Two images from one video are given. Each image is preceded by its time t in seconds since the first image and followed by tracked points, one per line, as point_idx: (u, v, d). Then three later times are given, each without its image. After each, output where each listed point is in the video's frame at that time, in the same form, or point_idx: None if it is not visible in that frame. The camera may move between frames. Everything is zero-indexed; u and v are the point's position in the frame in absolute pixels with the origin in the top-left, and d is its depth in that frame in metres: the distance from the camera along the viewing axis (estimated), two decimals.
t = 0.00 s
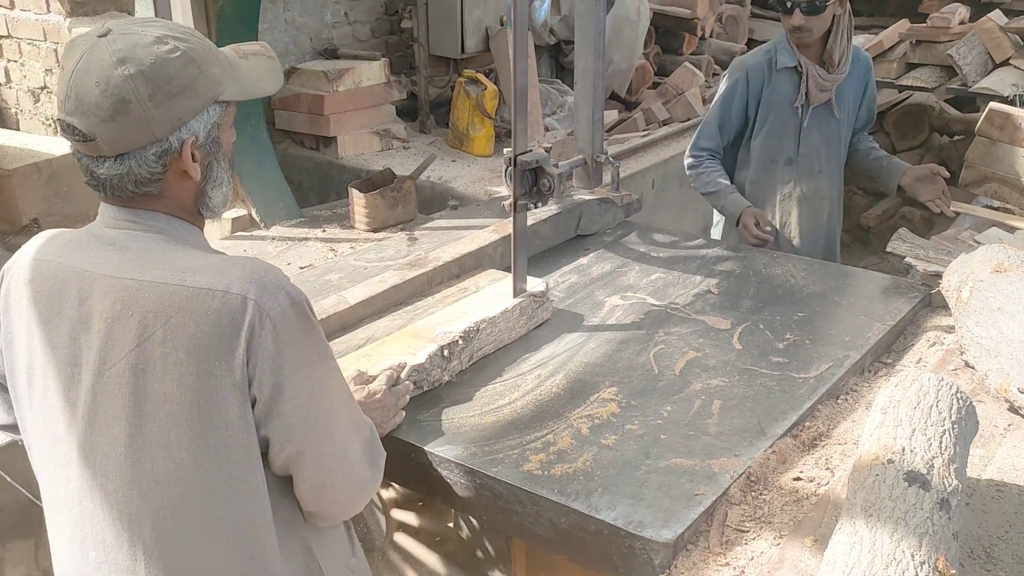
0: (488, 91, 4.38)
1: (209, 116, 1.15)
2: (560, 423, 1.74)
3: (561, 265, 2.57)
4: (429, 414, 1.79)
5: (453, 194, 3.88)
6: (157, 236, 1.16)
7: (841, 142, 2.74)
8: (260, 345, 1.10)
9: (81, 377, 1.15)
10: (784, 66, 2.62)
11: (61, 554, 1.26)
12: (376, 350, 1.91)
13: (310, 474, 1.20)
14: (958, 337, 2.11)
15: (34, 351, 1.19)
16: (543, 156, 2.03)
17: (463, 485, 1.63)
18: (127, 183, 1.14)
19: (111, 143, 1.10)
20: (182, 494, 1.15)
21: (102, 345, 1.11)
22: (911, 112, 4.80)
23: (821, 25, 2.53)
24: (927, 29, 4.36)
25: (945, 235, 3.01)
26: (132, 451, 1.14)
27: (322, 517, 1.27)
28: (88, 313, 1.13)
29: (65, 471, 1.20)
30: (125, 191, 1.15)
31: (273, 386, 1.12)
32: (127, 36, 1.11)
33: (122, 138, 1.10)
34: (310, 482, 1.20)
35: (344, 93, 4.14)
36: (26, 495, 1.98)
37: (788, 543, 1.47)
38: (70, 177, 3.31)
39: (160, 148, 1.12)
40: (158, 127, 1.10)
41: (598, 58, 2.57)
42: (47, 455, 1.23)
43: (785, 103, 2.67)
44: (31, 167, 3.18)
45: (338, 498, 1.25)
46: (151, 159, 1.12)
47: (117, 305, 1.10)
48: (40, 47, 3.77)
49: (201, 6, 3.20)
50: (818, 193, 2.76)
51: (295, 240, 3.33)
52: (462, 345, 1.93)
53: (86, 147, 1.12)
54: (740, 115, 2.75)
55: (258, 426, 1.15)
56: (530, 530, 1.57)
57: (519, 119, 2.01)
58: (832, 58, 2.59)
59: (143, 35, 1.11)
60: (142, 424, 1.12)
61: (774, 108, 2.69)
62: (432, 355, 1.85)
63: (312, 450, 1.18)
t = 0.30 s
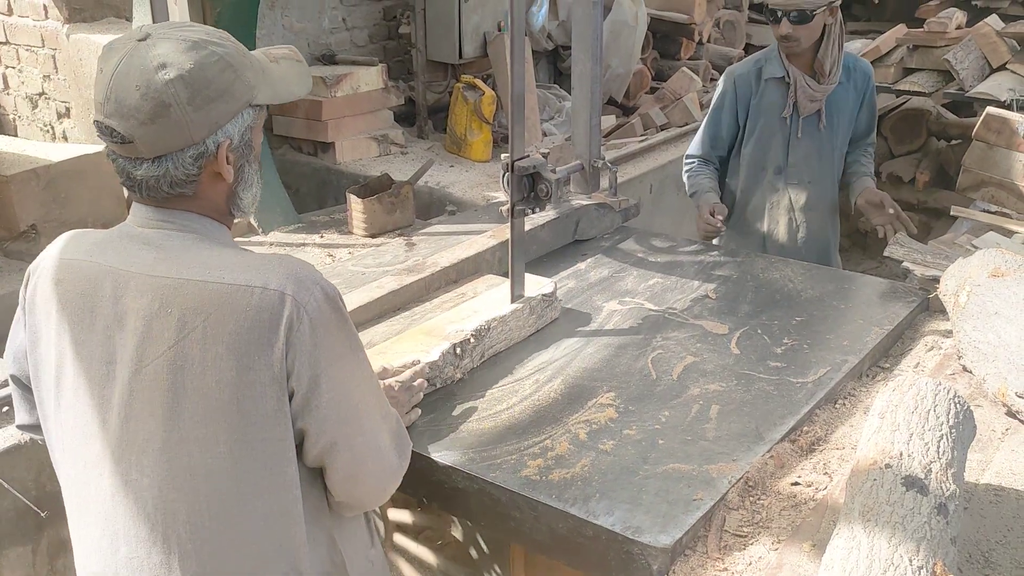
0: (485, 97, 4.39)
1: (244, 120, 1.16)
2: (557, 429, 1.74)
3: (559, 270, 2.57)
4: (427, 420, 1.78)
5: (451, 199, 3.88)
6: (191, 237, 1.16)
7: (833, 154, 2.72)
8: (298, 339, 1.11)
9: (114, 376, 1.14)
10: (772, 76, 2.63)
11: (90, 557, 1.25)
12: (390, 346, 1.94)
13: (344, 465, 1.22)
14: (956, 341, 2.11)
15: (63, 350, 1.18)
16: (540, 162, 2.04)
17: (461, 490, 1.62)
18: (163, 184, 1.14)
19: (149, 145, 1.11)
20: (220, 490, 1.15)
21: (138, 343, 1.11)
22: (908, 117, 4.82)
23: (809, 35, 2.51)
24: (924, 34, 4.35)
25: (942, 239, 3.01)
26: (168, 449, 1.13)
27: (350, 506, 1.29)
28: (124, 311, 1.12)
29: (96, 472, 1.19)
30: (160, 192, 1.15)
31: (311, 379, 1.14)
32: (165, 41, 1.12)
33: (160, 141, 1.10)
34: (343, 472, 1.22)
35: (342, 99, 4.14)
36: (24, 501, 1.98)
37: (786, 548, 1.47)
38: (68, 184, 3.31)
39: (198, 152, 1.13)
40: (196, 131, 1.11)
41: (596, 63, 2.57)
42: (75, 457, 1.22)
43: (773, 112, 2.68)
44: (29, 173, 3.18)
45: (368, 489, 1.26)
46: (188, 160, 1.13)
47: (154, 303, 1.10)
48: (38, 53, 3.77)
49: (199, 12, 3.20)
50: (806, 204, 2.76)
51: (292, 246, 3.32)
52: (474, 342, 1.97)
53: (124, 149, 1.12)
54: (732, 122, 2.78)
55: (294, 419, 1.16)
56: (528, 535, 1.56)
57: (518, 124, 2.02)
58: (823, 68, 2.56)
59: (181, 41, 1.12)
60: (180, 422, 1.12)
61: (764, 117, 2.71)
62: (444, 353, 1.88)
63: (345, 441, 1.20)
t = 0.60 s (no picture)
0: (483, 99, 4.38)
1: (281, 117, 1.16)
2: (556, 432, 1.74)
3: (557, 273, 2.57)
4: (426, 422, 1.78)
5: (450, 203, 3.88)
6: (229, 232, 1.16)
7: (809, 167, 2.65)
8: (339, 326, 1.12)
9: (156, 367, 1.14)
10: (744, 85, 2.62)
11: (128, 549, 1.25)
12: (405, 342, 1.98)
13: (376, 453, 1.22)
14: (954, 343, 2.11)
15: (99, 344, 1.17)
16: (538, 165, 2.03)
17: (460, 493, 1.62)
18: (203, 178, 1.14)
19: (192, 139, 1.10)
20: (265, 477, 1.16)
21: (180, 335, 1.11)
22: (906, 119, 4.81)
23: (784, 43, 2.45)
24: (921, 37, 4.34)
25: (940, 242, 3.02)
26: (211, 438, 1.14)
27: (382, 494, 1.29)
28: (163, 304, 1.12)
29: (136, 463, 1.19)
30: (199, 187, 1.15)
31: (350, 367, 1.15)
32: (208, 38, 1.12)
33: (202, 134, 1.10)
34: (378, 458, 1.23)
35: (341, 102, 4.15)
36: (22, 506, 1.99)
37: (784, 551, 1.47)
38: (66, 188, 3.31)
39: (239, 145, 1.13)
40: (237, 125, 1.11)
41: (592, 67, 2.58)
42: (112, 449, 1.22)
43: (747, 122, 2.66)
44: (27, 177, 3.18)
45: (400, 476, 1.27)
46: (229, 155, 1.12)
47: (197, 295, 1.10)
48: (36, 58, 3.78)
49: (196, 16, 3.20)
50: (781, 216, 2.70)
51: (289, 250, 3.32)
52: (486, 338, 2.01)
53: (165, 143, 1.12)
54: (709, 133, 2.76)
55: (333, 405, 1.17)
56: (526, 539, 1.56)
57: (515, 127, 2.02)
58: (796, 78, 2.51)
59: (224, 38, 1.13)
60: (225, 411, 1.13)
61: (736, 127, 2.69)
62: (454, 353, 1.92)
63: (379, 429, 1.20)
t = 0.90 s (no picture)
0: (481, 100, 4.38)
1: (317, 112, 1.21)
2: (554, 432, 1.74)
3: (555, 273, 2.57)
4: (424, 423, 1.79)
5: (448, 203, 3.88)
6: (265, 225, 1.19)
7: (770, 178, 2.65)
8: (381, 313, 1.16)
9: (198, 361, 1.15)
10: (707, 93, 2.67)
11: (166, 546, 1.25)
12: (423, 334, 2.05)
13: (411, 436, 1.27)
14: (951, 342, 2.11)
15: (136, 340, 1.18)
16: (536, 165, 2.04)
17: (460, 494, 1.62)
18: (242, 170, 1.17)
19: (233, 130, 1.14)
20: (311, 465, 1.19)
21: (225, 329, 1.13)
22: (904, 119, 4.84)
23: (745, 50, 2.49)
24: (918, 36, 4.34)
25: (938, 241, 3.02)
26: (258, 428, 1.16)
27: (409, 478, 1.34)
28: (207, 300, 1.14)
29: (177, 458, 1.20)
30: (238, 179, 1.18)
31: (390, 353, 1.18)
32: (248, 33, 1.17)
33: (244, 125, 1.14)
34: (412, 441, 1.27)
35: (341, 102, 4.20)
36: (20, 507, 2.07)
37: (784, 550, 1.47)
38: (64, 189, 3.31)
39: (277, 136, 1.17)
40: (278, 116, 1.15)
41: (590, 67, 2.58)
42: (149, 446, 1.23)
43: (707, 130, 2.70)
44: (24, 178, 3.17)
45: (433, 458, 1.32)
46: (268, 146, 1.16)
47: (243, 289, 1.12)
48: (34, 59, 3.77)
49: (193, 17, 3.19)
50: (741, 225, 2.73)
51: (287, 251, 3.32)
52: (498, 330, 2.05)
53: (205, 135, 1.15)
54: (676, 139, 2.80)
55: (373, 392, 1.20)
56: (525, 539, 1.56)
57: (513, 128, 2.02)
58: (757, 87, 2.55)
59: (264, 33, 1.17)
60: (271, 402, 1.15)
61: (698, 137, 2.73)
62: (472, 340, 1.97)
63: (414, 413, 1.25)
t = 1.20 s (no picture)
0: (481, 99, 4.38)
1: (333, 105, 1.24)
2: (553, 432, 1.74)
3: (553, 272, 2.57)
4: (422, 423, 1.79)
5: (447, 202, 3.88)
6: (286, 218, 1.22)
7: (750, 184, 2.70)
8: (409, 302, 1.19)
9: (228, 356, 1.19)
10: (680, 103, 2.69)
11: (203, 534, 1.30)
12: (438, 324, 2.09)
13: (434, 421, 1.32)
14: (950, 341, 2.11)
15: (164, 337, 1.21)
16: (535, 165, 2.04)
17: (458, 493, 1.62)
18: (263, 163, 1.20)
19: (255, 121, 1.17)
20: (342, 453, 1.23)
21: (257, 321, 1.16)
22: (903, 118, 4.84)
23: (723, 63, 2.49)
24: (917, 36, 4.34)
25: (937, 240, 3.02)
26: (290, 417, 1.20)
27: (427, 466, 1.38)
28: (237, 294, 1.17)
29: (209, 449, 1.24)
30: (258, 172, 1.21)
31: (416, 340, 1.23)
32: (267, 27, 1.21)
33: (265, 116, 1.17)
34: (435, 424, 1.32)
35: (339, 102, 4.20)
36: (18, 507, 2.08)
37: (782, 549, 1.47)
38: (62, 189, 3.30)
39: (297, 127, 1.20)
40: (298, 106, 1.18)
41: (590, 66, 2.56)
42: (179, 437, 1.26)
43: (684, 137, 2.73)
44: (23, 178, 3.17)
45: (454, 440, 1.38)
46: (288, 138, 1.20)
47: (272, 281, 1.15)
48: (32, 58, 3.77)
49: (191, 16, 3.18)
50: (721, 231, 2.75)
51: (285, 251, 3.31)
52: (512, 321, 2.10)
53: (225, 128, 1.18)
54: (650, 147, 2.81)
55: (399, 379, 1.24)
56: (523, 538, 1.56)
57: (512, 127, 2.02)
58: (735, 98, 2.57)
59: (282, 28, 1.21)
60: (302, 393, 1.19)
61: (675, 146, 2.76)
62: (487, 330, 2.01)
63: (437, 398, 1.30)
